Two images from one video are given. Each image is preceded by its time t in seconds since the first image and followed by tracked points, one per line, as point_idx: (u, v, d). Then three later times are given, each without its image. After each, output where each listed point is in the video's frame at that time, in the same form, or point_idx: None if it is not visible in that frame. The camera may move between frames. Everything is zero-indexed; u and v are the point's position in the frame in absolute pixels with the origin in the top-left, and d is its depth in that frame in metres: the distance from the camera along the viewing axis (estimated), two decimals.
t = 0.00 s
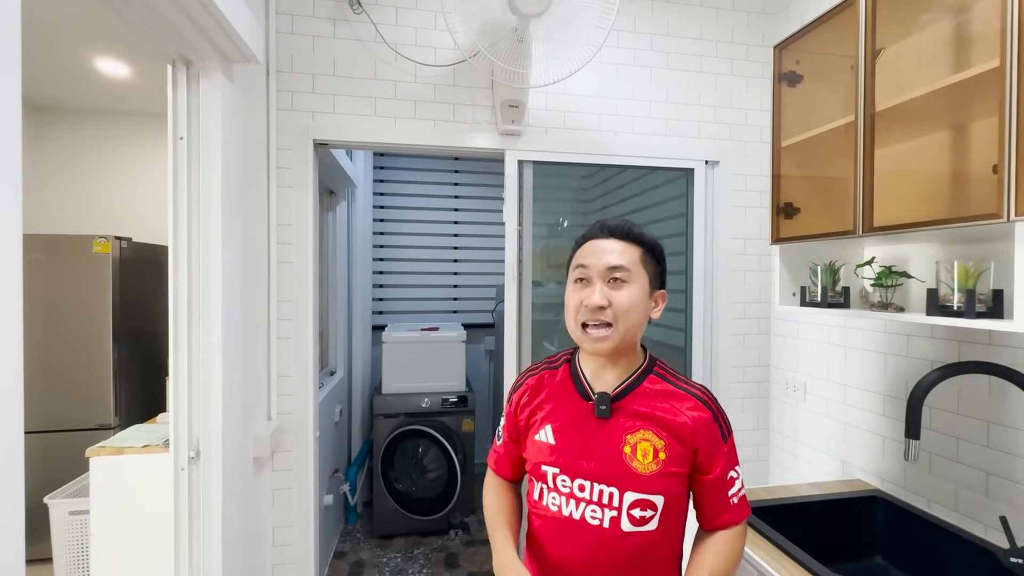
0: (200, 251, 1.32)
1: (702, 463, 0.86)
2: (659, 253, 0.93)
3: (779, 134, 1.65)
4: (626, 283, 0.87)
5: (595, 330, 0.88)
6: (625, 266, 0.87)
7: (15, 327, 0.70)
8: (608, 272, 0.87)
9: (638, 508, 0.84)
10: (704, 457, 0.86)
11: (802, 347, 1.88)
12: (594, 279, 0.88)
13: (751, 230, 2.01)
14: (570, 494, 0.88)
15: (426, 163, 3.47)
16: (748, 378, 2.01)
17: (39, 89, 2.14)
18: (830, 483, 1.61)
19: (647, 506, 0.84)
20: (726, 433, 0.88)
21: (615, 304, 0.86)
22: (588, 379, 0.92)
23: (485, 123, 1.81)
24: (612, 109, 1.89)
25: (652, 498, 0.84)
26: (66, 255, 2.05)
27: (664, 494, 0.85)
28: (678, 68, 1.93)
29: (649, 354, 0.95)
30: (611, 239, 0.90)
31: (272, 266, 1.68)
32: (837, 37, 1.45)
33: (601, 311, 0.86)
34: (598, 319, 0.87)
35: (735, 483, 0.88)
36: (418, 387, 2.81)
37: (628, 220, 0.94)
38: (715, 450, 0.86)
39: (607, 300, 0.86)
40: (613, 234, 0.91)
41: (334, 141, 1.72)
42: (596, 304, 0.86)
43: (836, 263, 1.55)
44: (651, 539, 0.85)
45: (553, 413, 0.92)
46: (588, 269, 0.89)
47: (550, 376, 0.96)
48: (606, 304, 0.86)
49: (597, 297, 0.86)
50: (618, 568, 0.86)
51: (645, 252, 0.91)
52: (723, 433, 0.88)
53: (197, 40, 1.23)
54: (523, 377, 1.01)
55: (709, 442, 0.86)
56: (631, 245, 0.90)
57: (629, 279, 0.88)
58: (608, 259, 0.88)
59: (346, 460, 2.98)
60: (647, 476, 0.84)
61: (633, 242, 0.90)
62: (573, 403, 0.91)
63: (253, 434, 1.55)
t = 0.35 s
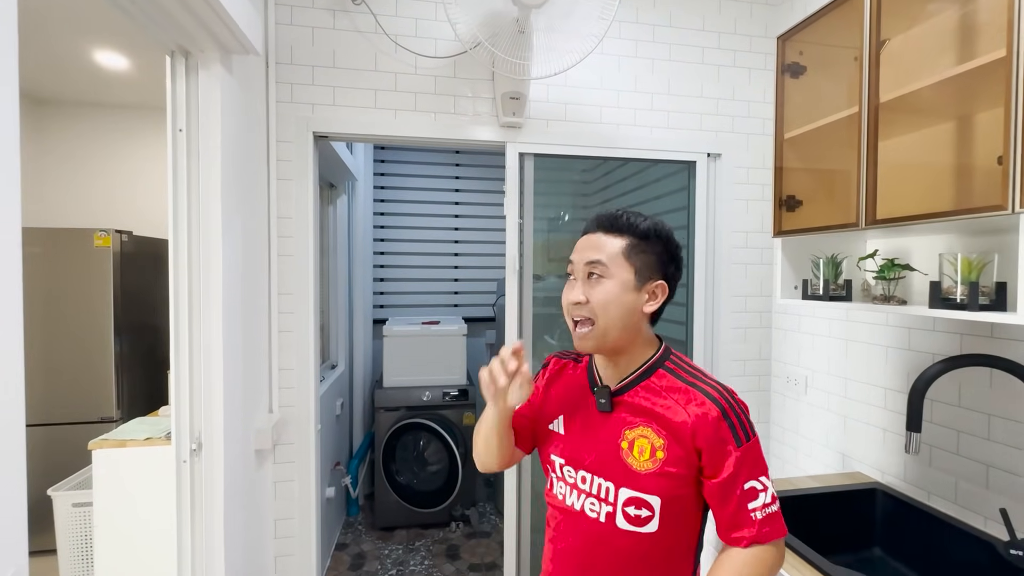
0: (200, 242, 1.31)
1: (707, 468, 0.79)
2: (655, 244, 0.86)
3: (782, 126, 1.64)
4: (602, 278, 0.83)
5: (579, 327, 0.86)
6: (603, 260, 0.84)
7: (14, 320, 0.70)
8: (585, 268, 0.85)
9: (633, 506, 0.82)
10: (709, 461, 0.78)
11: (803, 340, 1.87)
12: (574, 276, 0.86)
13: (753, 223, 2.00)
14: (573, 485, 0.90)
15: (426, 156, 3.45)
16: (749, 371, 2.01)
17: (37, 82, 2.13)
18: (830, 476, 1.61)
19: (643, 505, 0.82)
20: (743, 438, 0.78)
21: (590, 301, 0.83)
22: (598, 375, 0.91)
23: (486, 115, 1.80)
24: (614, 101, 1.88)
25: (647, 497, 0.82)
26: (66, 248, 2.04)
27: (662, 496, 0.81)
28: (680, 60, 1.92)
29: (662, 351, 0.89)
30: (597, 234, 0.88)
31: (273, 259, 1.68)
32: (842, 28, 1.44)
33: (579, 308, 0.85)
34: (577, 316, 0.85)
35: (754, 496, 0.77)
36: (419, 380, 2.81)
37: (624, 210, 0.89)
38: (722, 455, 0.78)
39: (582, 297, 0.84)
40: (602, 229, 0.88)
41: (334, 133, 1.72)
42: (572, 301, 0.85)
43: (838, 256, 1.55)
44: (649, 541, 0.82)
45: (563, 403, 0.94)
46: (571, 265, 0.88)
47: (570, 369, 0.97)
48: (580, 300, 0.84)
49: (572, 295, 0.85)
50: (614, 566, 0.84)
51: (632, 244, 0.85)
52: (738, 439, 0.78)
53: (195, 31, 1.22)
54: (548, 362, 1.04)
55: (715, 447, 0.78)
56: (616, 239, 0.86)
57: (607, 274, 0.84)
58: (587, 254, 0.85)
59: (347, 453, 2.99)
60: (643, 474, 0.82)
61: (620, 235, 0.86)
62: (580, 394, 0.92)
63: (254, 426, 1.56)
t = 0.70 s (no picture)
0: (200, 238, 1.31)
1: (707, 480, 0.75)
2: (661, 242, 0.81)
3: (785, 123, 1.63)
4: (598, 272, 0.85)
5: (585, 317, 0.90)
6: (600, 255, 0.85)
7: (14, 318, 0.69)
8: (590, 262, 0.88)
9: (631, 505, 0.83)
10: (708, 473, 0.74)
11: (804, 337, 1.87)
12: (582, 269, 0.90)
13: (754, 220, 1.99)
14: (582, 476, 0.93)
15: (426, 153, 3.44)
16: (750, 369, 2.01)
17: (34, 77, 2.11)
18: (830, 473, 1.61)
19: (640, 506, 0.82)
20: (751, 455, 0.72)
21: (587, 294, 0.87)
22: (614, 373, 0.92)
23: (487, 111, 1.79)
24: (615, 97, 1.86)
25: (644, 499, 0.81)
26: (64, 245, 2.03)
27: (659, 500, 0.80)
28: (682, 56, 1.91)
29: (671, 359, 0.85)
30: (611, 229, 0.88)
31: (273, 256, 1.67)
32: (845, 24, 1.43)
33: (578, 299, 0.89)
34: (581, 308, 0.90)
35: (756, 517, 0.71)
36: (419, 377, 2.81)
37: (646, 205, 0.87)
38: (720, 470, 0.73)
39: (583, 290, 0.88)
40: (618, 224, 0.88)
41: (334, 130, 1.71)
42: (578, 293, 0.90)
43: (840, 254, 1.54)
44: (646, 543, 0.82)
45: (584, 394, 0.99)
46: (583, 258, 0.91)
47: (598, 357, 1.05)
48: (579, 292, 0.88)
49: (577, 287, 0.90)
50: (613, 562, 0.85)
51: (634, 240, 0.83)
52: (742, 455, 0.72)
53: (193, 25, 1.21)
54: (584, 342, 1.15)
55: (714, 460, 0.73)
56: (621, 235, 0.85)
57: (603, 270, 0.85)
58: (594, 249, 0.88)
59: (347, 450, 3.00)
60: (642, 474, 0.82)
61: (625, 231, 0.85)
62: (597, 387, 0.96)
63: (255, 423, 1.55)
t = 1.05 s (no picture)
0: (199, 236, 1.30)
1: (709, 486, 0.75)
2: (689, 243, 0.82)
3: (785, 122, 1.63)
4: (626, 274, 0.83)
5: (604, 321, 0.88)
6: (627, 257, 0.83)
7: (15, 317, 0.69)
8: (613, 264, 0.85)
9: (634, 508, 0.83)
10: (711, 479, 0.75)
11: (803, 337, 1.88)
12: (602, 270, 0.87)
13: (753, 219, 2.00)
14: (586, 476, 0.93)
15: (425, 151, 3.43)
16: (749, 367, 2.02)
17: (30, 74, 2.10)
18: (829, 471, 1.62)
19: (642, 509, 0.82)
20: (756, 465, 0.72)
21: (612, 297, 0.84)
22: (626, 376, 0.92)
23: (487, 110, 1.78)
24: (615, 96, 1.86)
25: (647, 503, 0.81)
26: (61, 243, 2.03)
27: (663, 505, 0.80)
28: (682, 55, 1.91)
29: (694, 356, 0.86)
30: (630, 230, 0.86)
31: (273, 255, 1.66)
32: (845, 24, 1.43)
33: (600, 303, 0.86)
34: (600, 311, 0.87)
35: (750, 529, 0.70)
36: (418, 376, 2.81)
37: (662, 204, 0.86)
38: (723, 476, 0.73)
39: (606, 293, 0.85)
40: (636, 225, 0.86)
41: (334, 128, 1.70)
42: (597, 296, 0.87)
43: (839, 253, 1.55)
44: (648, 546, 0.82)
45: (592, 396, 0.98)
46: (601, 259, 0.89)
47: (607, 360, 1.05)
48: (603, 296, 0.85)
49: (598, 290, 0.87)
50: (615, 562, 0.86)
51: (662, 242, 0.82)
52: (745, 465, 0.72)
53: (192, 23, 1.20)
54: (589, 349, 1.15)
55: (719, 466, 0.73)
56: (645, 236, 0.84)
57: (631, 272, 0.83)
58: (616, 250, 0.85)
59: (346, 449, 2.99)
60: (646, 478, 0.82)
61: (649, 233, 0.84)
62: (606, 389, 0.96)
63: (255, 422, 1.55)
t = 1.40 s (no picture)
0: (196, 235, 1.29)
1: (708, 484, 0.75)
2: (694, 243, 0.81)
3: (782, 122, 1.64)
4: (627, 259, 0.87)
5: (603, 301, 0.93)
6: (634, 244, 0.87)
7: (13, 318, 0.69)
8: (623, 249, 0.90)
9: (631, 507, 0.83)
10: (709, 477, 0.75)
11: (800, 335, 1.89)
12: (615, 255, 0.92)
13: (750, 218, 2.01)
14: (584, 476, 0.93)
15: (422, 150, 3.42)
16: (746, 366, 2.03)
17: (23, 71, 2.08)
18: (825, 468, 1.63)
19: (640, 508, 0.82)
20: (756, 463, 0.72)
21: (609, 277, 0.89)
22: (622, 372, 0.93)
23: (485, 109, 1.78)
24: (613, 95, 1.87)
25: (645, 501, 0.81)
26: (55, 242, 2.01)
27: (660, 503, 0.80)
28: (679, 54, 1.91)
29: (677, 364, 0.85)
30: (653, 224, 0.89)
31: (270, 253, 1.66)
32: (843, 26, 1.44)
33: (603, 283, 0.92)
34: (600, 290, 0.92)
35: (756, 524, 0.70)
36: (415, 375, 2.81)
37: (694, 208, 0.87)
38: (725, 475, 0.73)
39: (607, 273, 0.90)
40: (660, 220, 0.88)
41: (331, 126, 1.70)
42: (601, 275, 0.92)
43: (835, 251, 1.56)
44: (647, 545, 0.82)
45: (590, 396, 0.99)
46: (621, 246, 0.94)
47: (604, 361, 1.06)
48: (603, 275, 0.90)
49: (603, 270, 0.92)
50: (614, 561, 0.86)
51: (669, 237, 0.83)
52: (746, 463, 0.72)
53: (190, 20, 1.19)
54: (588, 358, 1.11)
55: (716, 465, 0.73)
56: (659, 230, 0.86)
57: (633, 260, 0.86)
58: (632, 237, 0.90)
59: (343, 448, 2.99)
60: (643, 476, 0.82)
61: (664, 229, 0.86)
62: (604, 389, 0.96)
63: (252, 422, 1.55)
